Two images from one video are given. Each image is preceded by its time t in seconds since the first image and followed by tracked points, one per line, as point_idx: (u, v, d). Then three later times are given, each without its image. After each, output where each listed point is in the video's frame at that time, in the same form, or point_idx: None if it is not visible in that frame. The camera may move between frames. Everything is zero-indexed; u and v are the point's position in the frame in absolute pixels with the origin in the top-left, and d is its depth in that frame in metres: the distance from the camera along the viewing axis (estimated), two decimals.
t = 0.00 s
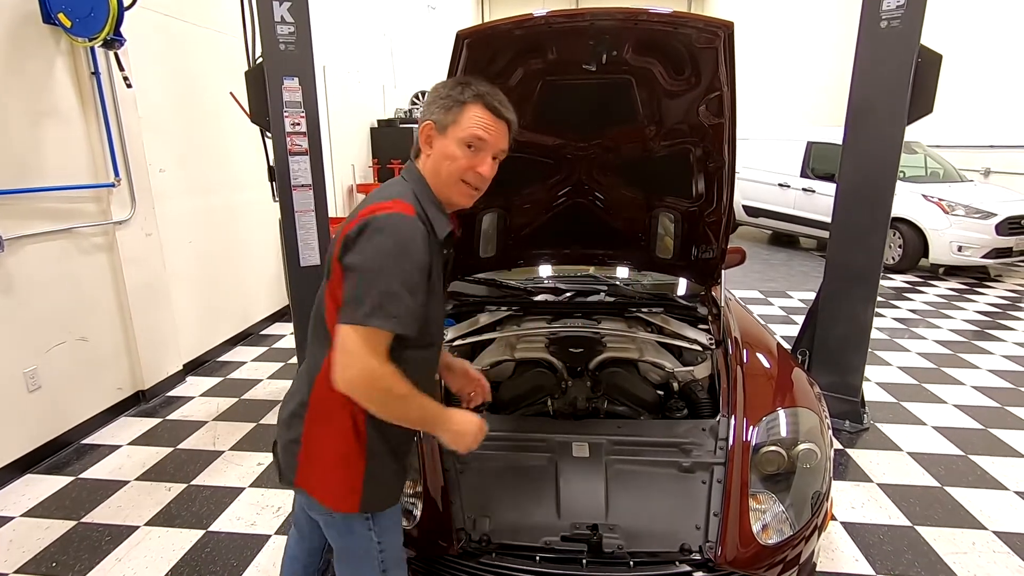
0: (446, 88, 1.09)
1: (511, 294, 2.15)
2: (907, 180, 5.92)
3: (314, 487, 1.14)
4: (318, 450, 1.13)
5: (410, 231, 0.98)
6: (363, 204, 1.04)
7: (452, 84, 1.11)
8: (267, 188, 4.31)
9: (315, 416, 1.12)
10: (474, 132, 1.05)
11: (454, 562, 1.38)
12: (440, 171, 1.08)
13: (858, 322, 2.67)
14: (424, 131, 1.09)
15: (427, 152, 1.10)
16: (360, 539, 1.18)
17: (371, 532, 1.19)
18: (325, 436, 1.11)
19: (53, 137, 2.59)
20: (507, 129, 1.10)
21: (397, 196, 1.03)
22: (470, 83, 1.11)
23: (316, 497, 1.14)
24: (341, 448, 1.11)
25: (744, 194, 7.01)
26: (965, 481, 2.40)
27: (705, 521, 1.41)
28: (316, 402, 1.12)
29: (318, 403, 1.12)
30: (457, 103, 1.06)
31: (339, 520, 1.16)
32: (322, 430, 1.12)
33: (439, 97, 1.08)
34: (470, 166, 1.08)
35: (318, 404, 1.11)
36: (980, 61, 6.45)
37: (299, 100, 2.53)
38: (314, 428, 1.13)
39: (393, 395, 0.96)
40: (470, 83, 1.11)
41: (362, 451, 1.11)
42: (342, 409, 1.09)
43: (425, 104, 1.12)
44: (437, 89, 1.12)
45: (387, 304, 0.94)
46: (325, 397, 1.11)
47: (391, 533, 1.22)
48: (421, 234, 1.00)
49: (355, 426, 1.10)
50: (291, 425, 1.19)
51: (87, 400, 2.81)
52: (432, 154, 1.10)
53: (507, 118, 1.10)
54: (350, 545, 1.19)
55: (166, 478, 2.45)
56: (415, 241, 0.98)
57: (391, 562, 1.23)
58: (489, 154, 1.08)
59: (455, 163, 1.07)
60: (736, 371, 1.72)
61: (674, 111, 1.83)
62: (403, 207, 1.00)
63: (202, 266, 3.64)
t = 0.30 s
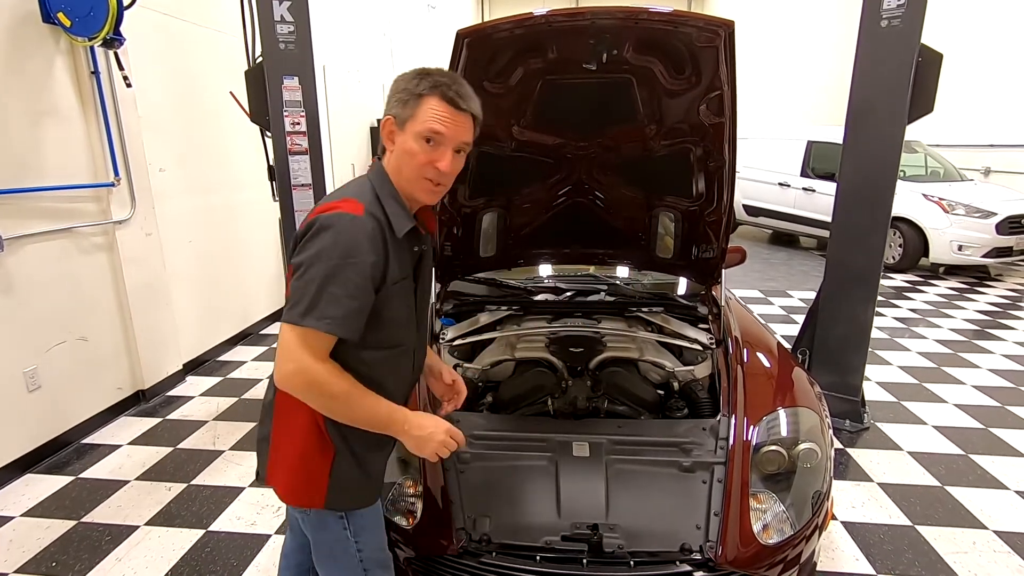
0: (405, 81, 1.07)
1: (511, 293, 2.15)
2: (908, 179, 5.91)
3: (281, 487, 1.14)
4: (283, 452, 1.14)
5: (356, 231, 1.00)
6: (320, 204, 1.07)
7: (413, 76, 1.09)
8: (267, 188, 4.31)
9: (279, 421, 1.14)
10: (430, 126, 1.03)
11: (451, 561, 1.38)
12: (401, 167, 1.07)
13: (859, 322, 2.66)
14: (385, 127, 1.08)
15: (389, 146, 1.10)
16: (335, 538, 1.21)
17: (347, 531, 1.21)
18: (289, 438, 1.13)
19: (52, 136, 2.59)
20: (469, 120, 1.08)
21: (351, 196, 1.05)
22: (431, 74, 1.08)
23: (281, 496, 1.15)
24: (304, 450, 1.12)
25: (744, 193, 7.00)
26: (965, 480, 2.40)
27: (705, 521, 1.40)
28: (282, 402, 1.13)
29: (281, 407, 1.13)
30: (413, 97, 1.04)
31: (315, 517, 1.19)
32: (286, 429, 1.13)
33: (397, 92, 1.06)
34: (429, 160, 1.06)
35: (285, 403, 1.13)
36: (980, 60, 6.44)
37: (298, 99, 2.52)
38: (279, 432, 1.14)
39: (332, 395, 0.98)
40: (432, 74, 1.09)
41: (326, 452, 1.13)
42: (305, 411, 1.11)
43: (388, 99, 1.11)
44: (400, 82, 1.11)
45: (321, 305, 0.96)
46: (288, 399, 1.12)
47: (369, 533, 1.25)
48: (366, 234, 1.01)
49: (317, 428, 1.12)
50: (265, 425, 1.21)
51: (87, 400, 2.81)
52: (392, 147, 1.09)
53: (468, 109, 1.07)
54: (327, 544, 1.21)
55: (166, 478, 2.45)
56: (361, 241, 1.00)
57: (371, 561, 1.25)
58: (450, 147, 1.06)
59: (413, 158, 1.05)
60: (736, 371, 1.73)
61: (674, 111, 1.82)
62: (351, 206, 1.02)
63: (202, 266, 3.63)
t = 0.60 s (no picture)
0: (374, 74, 1.07)
1: (511, 293, 2.16)
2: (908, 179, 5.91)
3: (277, 490, 1.15)
4: (276, 457, 1.15)
5: (332, 232, 1.00)
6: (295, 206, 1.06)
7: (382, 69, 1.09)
8: (267, 188, 4.31)
9: (270, 425, 1.15)
10: (403, 121, 1.04)
11: (450, 562, 1.38)
12: (376, 163, 1.08)
13: (859, 322, 2.66)
14: (357, 123, 1.08)
15: (362, 142, 1.10)
16: (329, 542, 1.21)
17: (341, 534, 1.21)
18: (280, 441, 1.13)
19: (52, 137, 2.59)
20: (441, 112, 1.08)
21: (325, 197, 1.05)
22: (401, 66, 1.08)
23: (278, 499, 1.15)
24: (297, 453, 1.12)
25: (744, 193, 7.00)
26: (966, 480, 2.40)
27: (705, 522, 1.39)
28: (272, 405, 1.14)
29: (271, 410, 1.14)
30: (384, 91, 1.04)
31: (309, 520, 1.19)
32: (278, 433, 1.14)
33: (367, 87, 1.06)
34: (404, 155, 1.07)
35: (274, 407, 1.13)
36: (980, 60, 6.44)
37: (298, 100, 2.52)
38: (272, 436, 1.15)
39: (321, 397, 0.99)
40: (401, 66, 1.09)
41: (318, 454, 1.13)
42: (295, 415, 1.11)
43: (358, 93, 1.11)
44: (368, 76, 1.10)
45: (303, 309, 0.96)
46: (278, 403, 1.13)
47: (362, 536, 1.24)
48: (343, 235, 1.01)
49: (308, 430, 1.12)
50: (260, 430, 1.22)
51: (87, 401, 2.80)
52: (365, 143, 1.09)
53: (439, 101, 1.07)
54: (321, 547, 1.21)
55: (166, 478, 2.45)
56: (338, 242, 1.00)
57: (366, 564, 1.25)
58: (424, 141, 1.07)
59: (387, 154, 1.06)
60: (736, 371, 1.73)
61: (674, 111, 1.82)
62: (326, 206, 1.02)
63: (202, 266, 3.63)
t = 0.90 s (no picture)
0: (368, 71, 1.05)
1: (511, 293, 2.17)
2: (907, 178, 5.91)
3: (275, 492, 1.15)
4: (272, 459, 1.14)
5: (317, 231, 0.99)
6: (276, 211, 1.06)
7: (372, 64, 1.06)
8: (266, 187, 4.31)
9: (265, 427, 1.14)
10: (407, 123, 1.05)
11: (450, 562, 1.38)
12: (374, 163, 1.07)
13: (858, 322, 2.66)
14: (349, 120, 1.05)
15: (354, 141, 1.07)
16: (327, 543, 1.21)
17: (338, 534, 1.21)
18: (277, 443, 1.13)
19: (51, 137, 2.58)
20: (436, 112, 1.10)
21: (308, 198, 1.05)
22: (392, 63, 1.07)
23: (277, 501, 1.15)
24: (294, 454, 1.12)
25: (744, 193, 7.00)
26: (966, 480, 2.40)
27: (705, 521, 1.39)
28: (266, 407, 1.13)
29: (265, 413, 1.13)
30: (386, 92, 1.03)
31: (307, 521, 1.19)
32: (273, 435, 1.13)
33: (362, 84, 1.04)
34: (405, 156, 1.08)
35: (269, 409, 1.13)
36: (980, 60, 6.44)
37: (298, 99, 2.52)
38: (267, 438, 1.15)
39: (316, 398, 0.99)
40: (391, 62, 1.08)
41: (315, 454, 1.13)
42: (290, 416, 1.11)
43: (344, 87, 1.07)
44: (354, 69, 1.07)
45: (292, 311, 0.96)
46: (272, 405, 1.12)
47: (360, 534, 1.25)
48: (328, 233, 1.01)
49: (304, 431, 1.11)
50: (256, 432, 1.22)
51: (86, 401, 2.80)
52: (360, 143, 1.07)
53: (435, 101, 1.09)
54: (319, 548, 1.21)
55: (166, 478, 2.45)
56: (324, 241, 1.00)
57: (365, 564, 1.25)
58: (425, 142, 1.09)
59: (389, 155, 1.06)
60: (736, 371, 1.73)
61: (674, 111, 1.82)
62: (309, 207, 1.02)
63: (201, 266, 3.63)
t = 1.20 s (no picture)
0: (382, 80, 1.04)
1: (511, 293, 2.18)
2: (907, 177, 5.91)
3: (280, 490, 1.15)
4: (276, 460, 1.14)
5: (310, 237, 0.99)
6: (257, 218, 1.04)
7: (378, 69, 1.05)
8: (266, 187, 4.31)
9: (266, 426, 1.14)
10: (417, 133, 1.11)
11: (450, 561, 1.38)
12: (379, 167, 1.10)
13: (858, 322, 2.66)
14: (365, 129, 1.04)
15: (362, 147, 1.06)
16: (331, 536, 1.20)
17: (342, 527, 1.22)
18: (279, 441, 1.13)
19: (50, 137, 2.58)
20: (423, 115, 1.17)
21: (293, 202, 1.03)
22: (393, 69, 1.08)
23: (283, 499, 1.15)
24: (300, 453, 1.12)
25: (744, 192, 7.00)
26: (965, 479, 2.40)
27: (705, 520, 1.40)
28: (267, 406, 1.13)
29: (267, 415, 1.13)
30: (403, 105, 1.06)
31: (310, 517, 1.19)
32: (275, 433, 1.13)
33: (380, 94, 1.03)
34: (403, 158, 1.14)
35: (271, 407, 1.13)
36: (980, 58, 6.44)
37: (297, 99, 2.51)
38: (269, 441, 1.14)
39: (325, 398, 0.99)
40: (390, 66, 1.08)
41: (320, 452, 1.13)
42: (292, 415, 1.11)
43: (353, 91, 1.03)
44: (361, 73, 1.04)
45: (295, 318, 0.96)
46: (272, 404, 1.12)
47: (364, 528, 1.25)
48: (320, 237, 1.00)
49: (307, 428, 1.12)
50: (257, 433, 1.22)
51: (86, 400, 2.80)
52: (371, 150, 1.07)
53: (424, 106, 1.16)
54: (322, 543, 1.21)
55: (166, 478, 2.45)
56: (318, 245, 0.99)
57: (369, 556, 1.25)
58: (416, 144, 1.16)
59: (394, 160, 1.11)
60: (736, 370, 1.73)
61: (673, 110, 1.82)
62: (297, 212, 1.01)
63: (201, 265, 3.63)
